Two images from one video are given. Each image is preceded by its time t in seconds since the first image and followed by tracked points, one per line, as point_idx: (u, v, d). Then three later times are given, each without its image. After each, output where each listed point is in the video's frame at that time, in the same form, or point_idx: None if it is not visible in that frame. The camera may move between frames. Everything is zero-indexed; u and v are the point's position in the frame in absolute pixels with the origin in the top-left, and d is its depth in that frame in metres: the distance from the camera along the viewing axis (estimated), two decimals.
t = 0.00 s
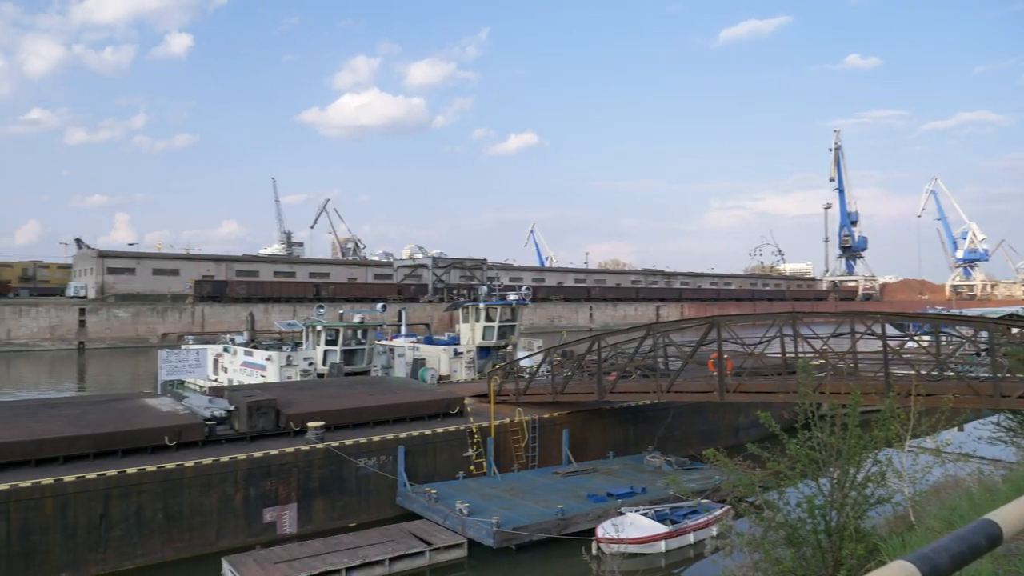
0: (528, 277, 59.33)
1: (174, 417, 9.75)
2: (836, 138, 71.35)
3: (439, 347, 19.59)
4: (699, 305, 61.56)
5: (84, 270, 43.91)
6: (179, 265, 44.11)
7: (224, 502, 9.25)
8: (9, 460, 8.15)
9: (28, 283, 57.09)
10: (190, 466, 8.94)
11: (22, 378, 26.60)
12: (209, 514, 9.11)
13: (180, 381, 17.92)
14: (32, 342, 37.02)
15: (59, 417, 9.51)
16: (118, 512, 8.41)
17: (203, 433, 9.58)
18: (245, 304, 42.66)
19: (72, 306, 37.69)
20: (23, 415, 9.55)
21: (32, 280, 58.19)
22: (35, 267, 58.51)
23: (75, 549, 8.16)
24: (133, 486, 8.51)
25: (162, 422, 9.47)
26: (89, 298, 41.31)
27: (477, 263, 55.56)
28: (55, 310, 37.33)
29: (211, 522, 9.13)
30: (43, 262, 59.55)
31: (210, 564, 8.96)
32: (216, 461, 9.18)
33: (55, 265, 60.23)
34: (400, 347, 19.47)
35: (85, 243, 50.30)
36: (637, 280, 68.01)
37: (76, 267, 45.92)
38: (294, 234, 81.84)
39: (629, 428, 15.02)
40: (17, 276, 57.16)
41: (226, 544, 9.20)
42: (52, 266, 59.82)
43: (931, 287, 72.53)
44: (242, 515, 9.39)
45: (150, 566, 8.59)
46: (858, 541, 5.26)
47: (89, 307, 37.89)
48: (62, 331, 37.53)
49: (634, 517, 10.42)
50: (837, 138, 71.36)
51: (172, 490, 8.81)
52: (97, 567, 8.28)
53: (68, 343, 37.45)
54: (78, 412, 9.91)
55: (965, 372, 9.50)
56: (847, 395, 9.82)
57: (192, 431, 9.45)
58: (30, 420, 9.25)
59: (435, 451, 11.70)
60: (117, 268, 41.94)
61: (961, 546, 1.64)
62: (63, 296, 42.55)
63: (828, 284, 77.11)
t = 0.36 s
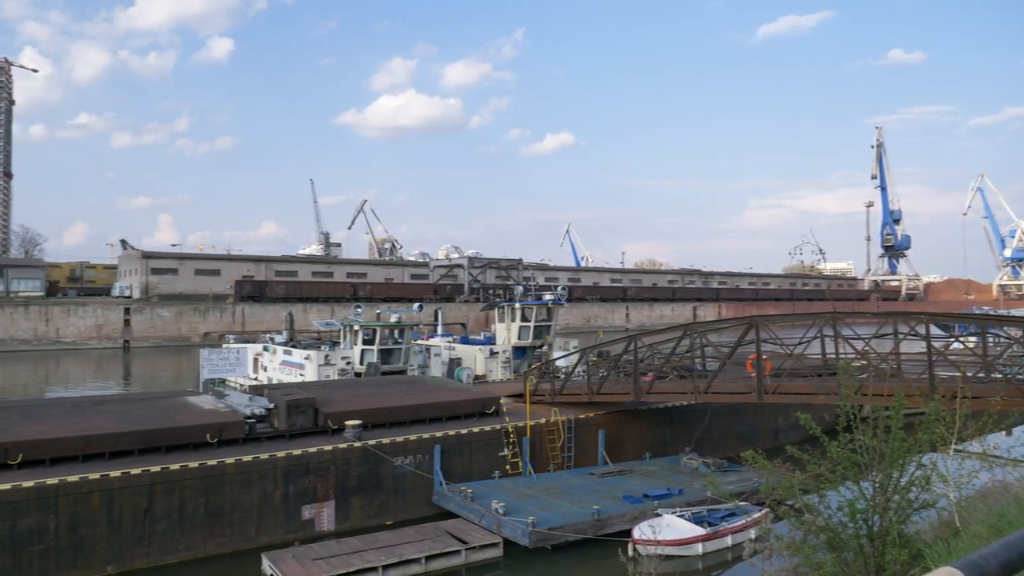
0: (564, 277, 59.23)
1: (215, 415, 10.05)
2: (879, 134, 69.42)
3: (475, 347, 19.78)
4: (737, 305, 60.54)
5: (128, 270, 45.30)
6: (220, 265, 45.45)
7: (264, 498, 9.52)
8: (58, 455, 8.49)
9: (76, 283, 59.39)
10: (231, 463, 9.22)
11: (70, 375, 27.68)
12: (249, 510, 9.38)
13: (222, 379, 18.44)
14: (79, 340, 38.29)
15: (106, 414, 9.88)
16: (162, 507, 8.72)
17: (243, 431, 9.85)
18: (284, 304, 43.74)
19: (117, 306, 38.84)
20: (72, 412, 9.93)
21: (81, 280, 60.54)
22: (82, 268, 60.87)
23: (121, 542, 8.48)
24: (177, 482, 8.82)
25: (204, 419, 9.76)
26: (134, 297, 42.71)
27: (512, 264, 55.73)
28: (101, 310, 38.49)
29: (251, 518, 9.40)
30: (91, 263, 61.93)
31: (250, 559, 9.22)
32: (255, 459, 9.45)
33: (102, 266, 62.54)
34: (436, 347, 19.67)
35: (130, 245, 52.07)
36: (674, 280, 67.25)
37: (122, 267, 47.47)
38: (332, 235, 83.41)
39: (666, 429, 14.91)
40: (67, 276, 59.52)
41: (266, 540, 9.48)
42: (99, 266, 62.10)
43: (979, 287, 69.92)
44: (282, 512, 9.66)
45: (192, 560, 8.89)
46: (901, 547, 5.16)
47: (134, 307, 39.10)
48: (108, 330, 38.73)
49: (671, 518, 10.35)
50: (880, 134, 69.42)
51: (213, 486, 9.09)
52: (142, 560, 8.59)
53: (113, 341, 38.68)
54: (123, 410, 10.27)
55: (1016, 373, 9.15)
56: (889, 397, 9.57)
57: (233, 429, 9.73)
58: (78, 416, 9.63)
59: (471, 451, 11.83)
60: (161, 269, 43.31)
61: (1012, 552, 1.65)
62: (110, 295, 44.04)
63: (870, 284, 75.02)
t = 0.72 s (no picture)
0: (596, 277, 58.99)
1: (250, 413, 10.29)
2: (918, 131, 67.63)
3: (507, 347, 19.90)
4: (771, 305, 59.54)
5: (167, 270, 46.36)
6: (255, 266, 46.52)
7: (298, 496, 9.73)
8: (99, 451, 8.77)
9: (115, 283, 61.27)
10: (266, 461, 9.45)
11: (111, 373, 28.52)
12: (283, 508, 9.61)
13: (257, 377, 18.89)
14: (118, 339, 38.96)
15: (144, 412, 10.19)
16: (198, 504, 8.96)
17: (277, 429, 10.08)
18: (318, 304, 44.62)
19: (156, 306, 39.67)
20: (112, 410, 10.25)
21: (120, 280, 62.51)
22: (122, 268, 62.80)
23: (159, 537, 8.73)
24: (213, 479, 9.06)
25: (240, 417, 10.00)
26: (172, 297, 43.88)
27: (543, 264, 55.78)
28: (141, 309, 39.30)
29: (285, 515, 9.62)
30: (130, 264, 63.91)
31: (285, 556, 9.44)
32: (289, 457, 9.66)
33: (141, 266, 64.41)
34: (468, 347, 19.80)
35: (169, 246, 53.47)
36: (707, 280, 66.40)
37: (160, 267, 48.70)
38: (364, 235, 84.62)
39: (699, 430, 14.78)
40: (107, 276, 61.48)
41: (299, 537, 9.70)
42: (138, 267, 63.99)
43: None
44: (315, 509, 9.86)
45: (228, 556, 9.14)
46: (942, 552, 5.07)
47: (172, 306, 40.05)
48: (147, 330, 39.48)
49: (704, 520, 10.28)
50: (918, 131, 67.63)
51: (249, 484, 9.32)
52: (180, 555, 8.86)
53: (152, 340, 39.43)
54: (162, 408, 10.57)
55: None
56: (929, 400, 9.32)
57: (268, 427, 9.96)
58: (118, 414, 9.94)
59: (503, 450, 11.92)
60: (198, 269, 44.43)
61: None
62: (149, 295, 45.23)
63: (908, 284, 72.99)
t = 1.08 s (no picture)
0: (625, 277, 58.65)
1: (281, 412, 10.50)
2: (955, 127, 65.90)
3: (535, 347, 19.97)
4: (804, 305, 58.52)
5: (200, 271, 47.41)
6: (286, 266, 47.38)
7: (328, 494, 9.92)
8: (134, 449, 9.03)
9: (151, 283, 62.91)
10: (297, 459, 9.66)
11: (147, 372, 29.33)
12: (314, 506, 9.80)
13: (288, 376, 19.28)
14: (154, 338, 39.93)
15: (180, 410, 10.47)
16: (231, 500, 9.20)
17: (308, 428, 10.27)
18: (348, 303, 45.29)
19: (189, 306, 40.53)
20: (148, 407, 10.56)
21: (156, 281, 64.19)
22: (157, 269, 64.48)
23: (193, 533, 8.97)
24: (245, 476, 9.28)
25: (273, 416, 10.21)
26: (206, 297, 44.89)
27: (572, 264, 55.74)
28: (175, 309, 40.19)
29: (316, 513, 9.82)
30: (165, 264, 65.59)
31: (315, 553, 9.62)
32: (319, 456, 9.85)
33: (175, 267, 66.03)
34: (496, 347, 19.90)
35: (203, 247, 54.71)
36: (737, 280, 65.52)
37: (194, 267, 49.79)
38: (393, 236, 85.43)
39: (729, 431, 14.64)
40: (142, 276, 63.19)
41: (330, 535, 9.89)
42: (172, 267, 65.65)
43: None
44: (346, 507, 10.05)
45: (259, 553, 9.36)
46: (980, 557, 4.98)
47: (205, 306, 40.90)
48: (181, 329, 40.42)
49: (734, 522, 10.19)
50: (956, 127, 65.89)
51: (280, 482, 9.53)
52: (213, 551, 9.09)
53: (186, 339, 40.39)
54: (195, 406, 10.84)
55: None
56: (967, 402, 9.08)
57: (299, 426, 10.15)
58: (153, 412, 10.21)
59: (531, 450, 11.98)
60: (231, 270, 45.41)
61: None
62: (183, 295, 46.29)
63: (946, 284, 71.05)
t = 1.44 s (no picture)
0: (655, 277, 58.17)
1: (314, 411, 10.69)
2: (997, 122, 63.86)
3: (565, 347, 19.99)
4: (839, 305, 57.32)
5: (234, 271, 48.48)
6: (318, 267, 48.21)
7: (360, 492, 10.11)
8: (170, 446, 9.30)
9: (187, 284, 64.54)
10: (329, 458, 9.86)
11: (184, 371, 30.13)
12: (346, 504, 10.00)
13: (321, 376, 19.64)
14: (190, 338, 40.98)
15: (215, 408, 10.76)
16: (265, 497, 9.42)
17: (341, 427, 10.46)
18: (379, 303, 45.88)
19: (224, 306, 41.47)
20: (184, 405, 10.87)
21: (192, 281, 65.80)
22: (192, 270, 66.13)
23: (227, 529, 9.21)
24: (279, 473, 9.51)
25: (306, 415, 10.43)
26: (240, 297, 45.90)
27: (602, 264, 55.55)
28: (210, 309, 41.17)
29: (348, 511, 10.02)
30: (200, 265, 67.19)
31: (347, 550, 9.82)
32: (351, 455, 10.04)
33: (210, 267, 67.63)
34: (527, 347, 20.00)
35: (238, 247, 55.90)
36: (770, 279, 64.44)
37: (229, 268, 50.91)
38: (424, 236, 86.16)
39: (761, 433, 14.46)
40: (178, 277, 64.85)
41: (361, 533, 10.08)
42: (207, 268, 67.26)
43: None
44: (377, 506, 10.23)
45: (292, 549, 9.59)
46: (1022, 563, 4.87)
47: (239, 306, 41.78)
48: (215, 328, 41.45)
49: (767, 525, 10.08)
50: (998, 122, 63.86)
51: (312, 480, 9.75)
52: (248, 547, 9.33)
53: (220, 338, 41.40)
54: (230, 404, 11.13)
55: None
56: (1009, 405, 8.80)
57: (331, 424, 10.34)
58: (190, 410, 10.51)
59: (562, 451, 12.02)
60: (265, 270, 46.33)
61: None
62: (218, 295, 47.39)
63: (988, 284, 68.85)
